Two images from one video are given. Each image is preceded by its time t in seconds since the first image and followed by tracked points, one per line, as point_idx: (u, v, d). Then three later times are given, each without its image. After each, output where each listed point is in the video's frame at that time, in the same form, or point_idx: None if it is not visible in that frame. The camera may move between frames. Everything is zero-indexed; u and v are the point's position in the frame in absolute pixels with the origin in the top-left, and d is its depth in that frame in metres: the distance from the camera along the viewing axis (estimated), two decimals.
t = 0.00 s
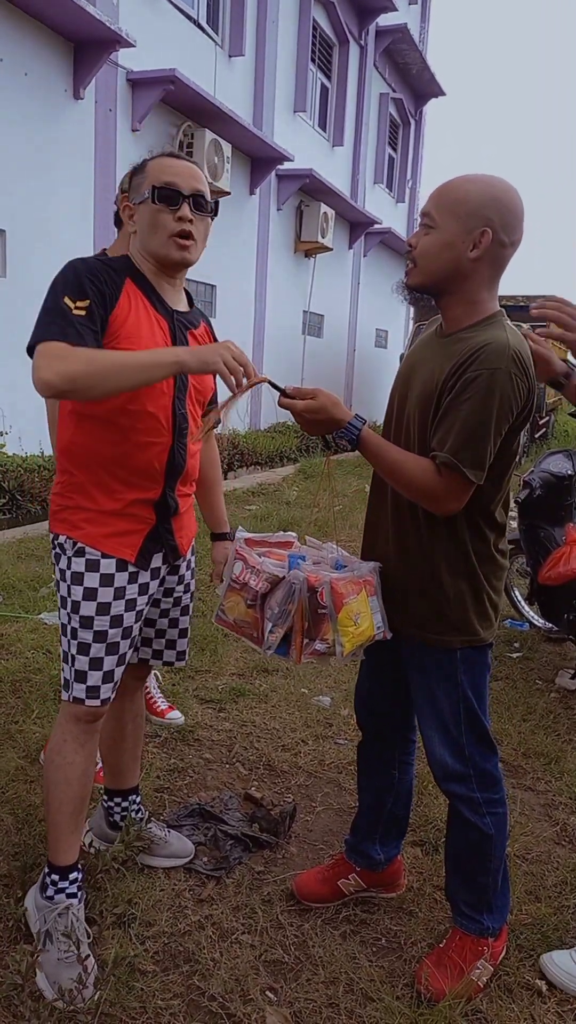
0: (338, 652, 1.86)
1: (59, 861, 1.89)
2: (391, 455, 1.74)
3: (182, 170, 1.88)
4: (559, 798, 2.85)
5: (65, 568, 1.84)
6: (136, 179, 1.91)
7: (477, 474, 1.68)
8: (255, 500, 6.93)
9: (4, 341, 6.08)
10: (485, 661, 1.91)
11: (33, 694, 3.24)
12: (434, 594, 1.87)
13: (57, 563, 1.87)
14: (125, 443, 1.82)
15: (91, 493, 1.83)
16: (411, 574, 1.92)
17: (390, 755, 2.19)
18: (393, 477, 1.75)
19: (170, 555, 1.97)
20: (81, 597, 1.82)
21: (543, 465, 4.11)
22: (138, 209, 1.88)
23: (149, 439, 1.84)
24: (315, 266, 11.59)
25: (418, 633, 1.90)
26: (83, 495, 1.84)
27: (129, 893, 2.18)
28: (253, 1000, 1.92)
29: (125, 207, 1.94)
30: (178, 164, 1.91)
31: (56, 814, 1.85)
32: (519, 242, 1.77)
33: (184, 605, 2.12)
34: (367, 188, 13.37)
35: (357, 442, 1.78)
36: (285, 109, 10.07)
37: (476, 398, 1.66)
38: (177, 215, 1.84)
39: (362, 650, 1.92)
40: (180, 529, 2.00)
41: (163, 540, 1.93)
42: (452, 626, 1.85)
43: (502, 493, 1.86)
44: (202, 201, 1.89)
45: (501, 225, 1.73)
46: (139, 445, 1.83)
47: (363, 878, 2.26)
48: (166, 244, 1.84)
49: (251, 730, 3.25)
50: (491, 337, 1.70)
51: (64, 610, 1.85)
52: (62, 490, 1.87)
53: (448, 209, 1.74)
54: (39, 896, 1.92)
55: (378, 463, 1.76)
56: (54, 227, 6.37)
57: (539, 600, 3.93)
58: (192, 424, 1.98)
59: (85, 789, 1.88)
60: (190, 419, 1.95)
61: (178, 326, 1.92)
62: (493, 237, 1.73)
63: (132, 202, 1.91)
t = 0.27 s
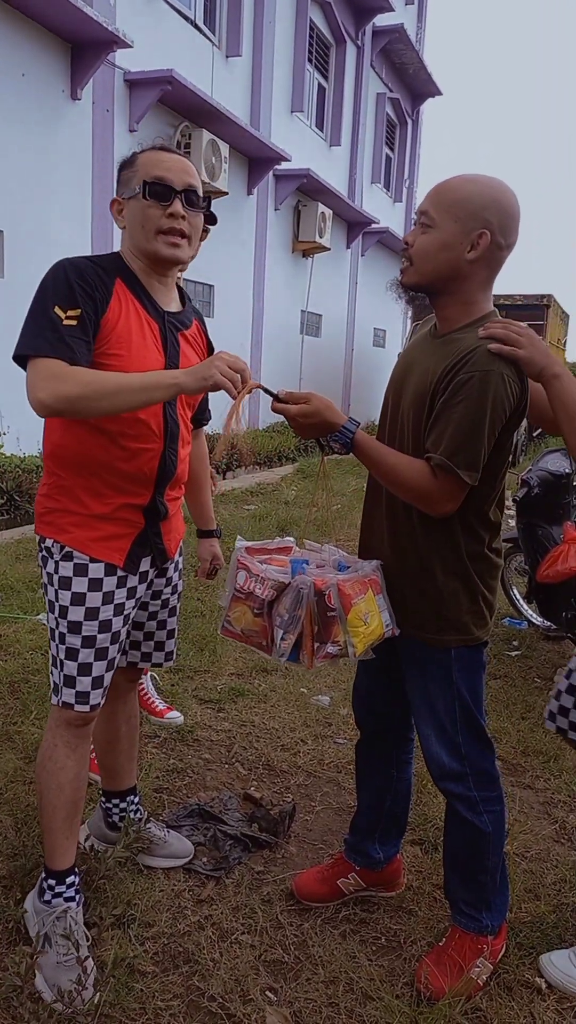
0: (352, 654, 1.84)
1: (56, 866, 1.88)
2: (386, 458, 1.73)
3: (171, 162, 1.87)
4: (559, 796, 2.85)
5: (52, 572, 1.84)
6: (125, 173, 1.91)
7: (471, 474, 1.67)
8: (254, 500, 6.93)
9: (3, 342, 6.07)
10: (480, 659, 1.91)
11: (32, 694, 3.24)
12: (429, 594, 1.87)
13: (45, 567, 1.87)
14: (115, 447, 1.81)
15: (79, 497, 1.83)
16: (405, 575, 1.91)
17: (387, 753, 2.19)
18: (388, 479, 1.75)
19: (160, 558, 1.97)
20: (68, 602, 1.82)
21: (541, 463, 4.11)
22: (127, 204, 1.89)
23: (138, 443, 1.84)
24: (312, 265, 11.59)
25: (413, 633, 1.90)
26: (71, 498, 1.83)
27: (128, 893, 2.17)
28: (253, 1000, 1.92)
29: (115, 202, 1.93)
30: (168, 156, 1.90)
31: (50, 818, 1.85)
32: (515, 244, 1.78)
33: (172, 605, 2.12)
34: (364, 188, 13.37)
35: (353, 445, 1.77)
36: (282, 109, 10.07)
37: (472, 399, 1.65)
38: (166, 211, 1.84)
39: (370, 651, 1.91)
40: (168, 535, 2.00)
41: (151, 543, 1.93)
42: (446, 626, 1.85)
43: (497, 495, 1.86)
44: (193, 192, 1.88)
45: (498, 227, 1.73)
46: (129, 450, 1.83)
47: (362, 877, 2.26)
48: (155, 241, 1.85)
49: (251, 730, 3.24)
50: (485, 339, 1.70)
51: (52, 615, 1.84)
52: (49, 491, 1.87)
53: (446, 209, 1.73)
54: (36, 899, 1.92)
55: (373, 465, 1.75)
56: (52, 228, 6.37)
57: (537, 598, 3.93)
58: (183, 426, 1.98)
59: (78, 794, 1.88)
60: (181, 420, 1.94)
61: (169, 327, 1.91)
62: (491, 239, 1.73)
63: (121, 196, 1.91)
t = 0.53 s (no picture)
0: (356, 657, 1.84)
1: (48, 869, 1.88)
2: (382, 466, 1.74)
3: (192, 190, 1.86)
4: (553, 797, 2.85)
5: (49, 575, 1.83)
6: (139, 175, 1.86)
7: (466, 481, 1.68)
8: (250, 501, 6.93)
9: None
10: (471, 658, 1.91)
11: (26, 695, 3.23)
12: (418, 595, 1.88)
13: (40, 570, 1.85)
14: (107, 446, 1.81)
15: (73, 498, 1.82)
16: (398, 577, 1.92)
17: (379, 753, 2.19)
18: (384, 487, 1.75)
19: (156, 557, 1.96)
20: (66, 605, 1.81)
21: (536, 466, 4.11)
22: (134, 210, 1.84)
23: (131, 440, 1.83)
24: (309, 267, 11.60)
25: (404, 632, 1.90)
26: (66, 499, 1.83)
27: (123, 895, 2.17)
28: (247, 1002, 1.92)
29: (120, 199, 1.87)
30: (185, 174, 1.87)
31: (43, 818, 1.85)
32: (503, 249, 1.77)
33: (170, 604, 2.12)
34: (361, 189, 13.38)
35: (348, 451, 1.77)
36: (279, 111, 10.07)
37: (467, 407, 1.65)
38: (177, 239, 1.83)
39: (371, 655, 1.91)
40: (165, 533, 2.00)
41: (148, 541, 1.93)
42: (433, 626, 1.86)
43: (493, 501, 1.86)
44: (204, 224, 1.89)
45: (484, 232, 1.73)
46: (122, 448, 1.82)
47: (357, 879, 2.25)
48: (162, 266, 1.86)
49: (246, 731, 3.24)
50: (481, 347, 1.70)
51: (49, 617, 1.83)
52: (43, 492, 1.86)
53: (430, 216, 1.74)
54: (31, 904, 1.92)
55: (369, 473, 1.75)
56: (49, 228, 6.36)
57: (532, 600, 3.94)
58: (175, 425, 1.98)
59: (71, 798, 1.88)
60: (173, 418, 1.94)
61: (157, 325, 1.91)
62: (477, 244, 1.72)
63: (129, 196, 1.85)
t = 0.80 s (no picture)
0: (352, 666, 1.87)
1: (51, 868, 1.87)
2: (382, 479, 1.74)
3: (186, 195, 1.86)
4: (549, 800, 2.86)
5: (58, 570, 1.82)
6: (135, 181, 1.86)
7: (464, 500, 1.69)
8: (247, 502, 6.93)
9: None
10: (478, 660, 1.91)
11: (23, 695, 3.23)
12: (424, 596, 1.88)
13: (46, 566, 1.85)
14: (109, 440, 1.81)
15: (74, 491, 1.83)
16: (405, 580, 1.92)
17: (379, 752, 2.19)
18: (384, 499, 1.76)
19: (159, 554, 1.96)
20: (76, 600, 1.81)
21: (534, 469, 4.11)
22: (130, 215, 1.84)
23: (132, 434, 1.83)
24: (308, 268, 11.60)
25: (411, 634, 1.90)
26: (69, 494, 1.83)
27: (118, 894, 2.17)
28: (242, 1003, 1.92)
29: (116, 205, 1.87)
30: (180, 180, 1.87)
31: (49, 821, 1.85)
32: (476, 267, 1.75)
33: (174, 604, 2.11)
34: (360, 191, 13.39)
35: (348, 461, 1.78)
36: (280, 112, 10.08)
37: (468, 427, 1.66)
38: (171, 242, 1.84)
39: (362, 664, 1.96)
40: (169, 528, 2.01)
41: (152, 538, 1.93)
42: (441, 627, 1.86)
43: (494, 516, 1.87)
44: (197, 229, 1.90)
45: (449, 264, 1.71)
46: (123, 442, 1.82)
47: (352, 880, 2.25)
48: (155, 269, 1.86)
49: (242, 732, 3.24)
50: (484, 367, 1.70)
51: (59, 613, 1.83)
52: (47, 490, 1.87)
53: (391, 260, 1.74)
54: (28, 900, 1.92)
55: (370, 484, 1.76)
56: (49, 228, 6.36)
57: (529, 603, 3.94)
58: (175, 420, 1.98)
59: (78, 798, 1.88)
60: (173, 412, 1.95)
61: (155, 324, 1.92)
62: (443, 280, 1.72)
63: (125, 202, 1.86)
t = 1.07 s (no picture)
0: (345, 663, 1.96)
1: (83, 867, 1.85)
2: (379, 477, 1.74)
3: (181, 195, 1.86)
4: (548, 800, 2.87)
5: (47, 559, 1.84)
6: (130, 183, 1.86)
7: (458, 497, 1.69)
8: (245, 502, 6.93)
9: None
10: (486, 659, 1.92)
11: (20, 695, 3.23)
12: (432, 597, 1.88)
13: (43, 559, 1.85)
14: (93, 435, 1.83)
15: (61, 485, 1.85)
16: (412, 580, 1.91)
17: (382, 749, 2.19)
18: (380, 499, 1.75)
19: (146, 549, 1.97)
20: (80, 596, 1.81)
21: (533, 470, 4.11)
22: (127, 217, 1.85)
23: (116, 427, 1.85)
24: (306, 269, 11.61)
25: (415, 633, 1.90)
26: (54, 487, 1.85)
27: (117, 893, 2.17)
28: (241, 1003, 1.92)
29: (114, 204, 1.88)
30: (175, 181, 1.88)
31: (74, 815, 1.83)
32: (462, 273, 1.76)
33: (166, 604, 2.12)
34: (359, 191, 13.39)
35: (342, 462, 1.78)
36: (278, 112, 10.08)
37: (462, 426, 1.67)
38: (167, 241, 1.84)
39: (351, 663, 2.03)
40: (157, 527, 2.01)
41: (137, 533, 1.94)
42: (455, 626, 1.86)
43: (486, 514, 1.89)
44: (193, 229, 1.90)
45: (438, 264, 1.72)
46: (107, 436, 1.85)
47: (351, 880, 2.26)
48: (150, 267, 1.86)
49: (240, 732, 3.24)
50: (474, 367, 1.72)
51: (54, 601, 1.83)
52: (34, 483, 1.89)
53: (383, 248, 1.73)
54: (66, 911, 1.88)
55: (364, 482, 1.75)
56: (46, 227, 6.36)
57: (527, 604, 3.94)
58: (166, 419, 2.00)
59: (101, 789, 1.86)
60: (164, 410, 1.97)
61: (150, 325, 1.91)
62: (429, 279, 1.72)
63: (121, 204, 1.86)
